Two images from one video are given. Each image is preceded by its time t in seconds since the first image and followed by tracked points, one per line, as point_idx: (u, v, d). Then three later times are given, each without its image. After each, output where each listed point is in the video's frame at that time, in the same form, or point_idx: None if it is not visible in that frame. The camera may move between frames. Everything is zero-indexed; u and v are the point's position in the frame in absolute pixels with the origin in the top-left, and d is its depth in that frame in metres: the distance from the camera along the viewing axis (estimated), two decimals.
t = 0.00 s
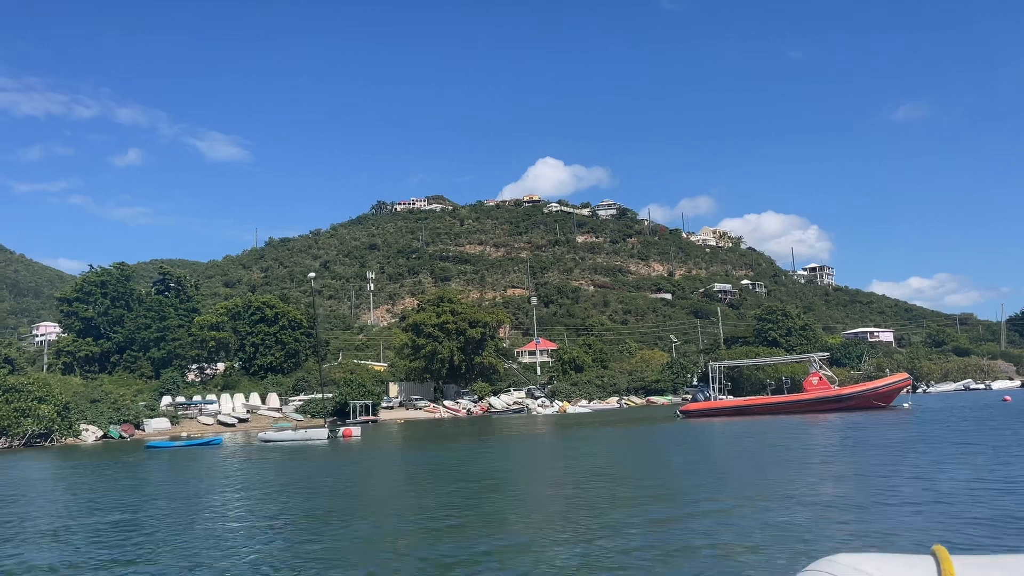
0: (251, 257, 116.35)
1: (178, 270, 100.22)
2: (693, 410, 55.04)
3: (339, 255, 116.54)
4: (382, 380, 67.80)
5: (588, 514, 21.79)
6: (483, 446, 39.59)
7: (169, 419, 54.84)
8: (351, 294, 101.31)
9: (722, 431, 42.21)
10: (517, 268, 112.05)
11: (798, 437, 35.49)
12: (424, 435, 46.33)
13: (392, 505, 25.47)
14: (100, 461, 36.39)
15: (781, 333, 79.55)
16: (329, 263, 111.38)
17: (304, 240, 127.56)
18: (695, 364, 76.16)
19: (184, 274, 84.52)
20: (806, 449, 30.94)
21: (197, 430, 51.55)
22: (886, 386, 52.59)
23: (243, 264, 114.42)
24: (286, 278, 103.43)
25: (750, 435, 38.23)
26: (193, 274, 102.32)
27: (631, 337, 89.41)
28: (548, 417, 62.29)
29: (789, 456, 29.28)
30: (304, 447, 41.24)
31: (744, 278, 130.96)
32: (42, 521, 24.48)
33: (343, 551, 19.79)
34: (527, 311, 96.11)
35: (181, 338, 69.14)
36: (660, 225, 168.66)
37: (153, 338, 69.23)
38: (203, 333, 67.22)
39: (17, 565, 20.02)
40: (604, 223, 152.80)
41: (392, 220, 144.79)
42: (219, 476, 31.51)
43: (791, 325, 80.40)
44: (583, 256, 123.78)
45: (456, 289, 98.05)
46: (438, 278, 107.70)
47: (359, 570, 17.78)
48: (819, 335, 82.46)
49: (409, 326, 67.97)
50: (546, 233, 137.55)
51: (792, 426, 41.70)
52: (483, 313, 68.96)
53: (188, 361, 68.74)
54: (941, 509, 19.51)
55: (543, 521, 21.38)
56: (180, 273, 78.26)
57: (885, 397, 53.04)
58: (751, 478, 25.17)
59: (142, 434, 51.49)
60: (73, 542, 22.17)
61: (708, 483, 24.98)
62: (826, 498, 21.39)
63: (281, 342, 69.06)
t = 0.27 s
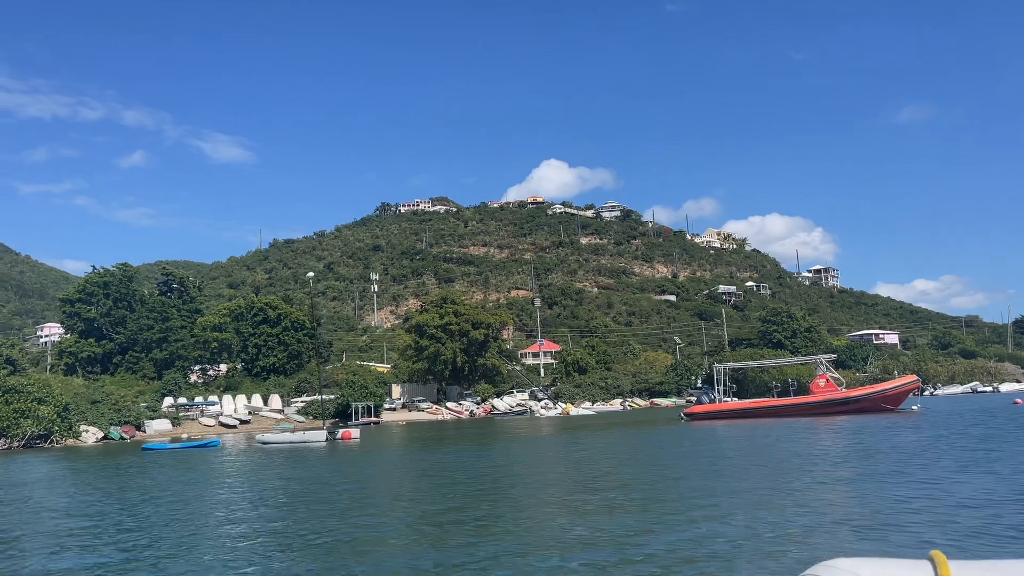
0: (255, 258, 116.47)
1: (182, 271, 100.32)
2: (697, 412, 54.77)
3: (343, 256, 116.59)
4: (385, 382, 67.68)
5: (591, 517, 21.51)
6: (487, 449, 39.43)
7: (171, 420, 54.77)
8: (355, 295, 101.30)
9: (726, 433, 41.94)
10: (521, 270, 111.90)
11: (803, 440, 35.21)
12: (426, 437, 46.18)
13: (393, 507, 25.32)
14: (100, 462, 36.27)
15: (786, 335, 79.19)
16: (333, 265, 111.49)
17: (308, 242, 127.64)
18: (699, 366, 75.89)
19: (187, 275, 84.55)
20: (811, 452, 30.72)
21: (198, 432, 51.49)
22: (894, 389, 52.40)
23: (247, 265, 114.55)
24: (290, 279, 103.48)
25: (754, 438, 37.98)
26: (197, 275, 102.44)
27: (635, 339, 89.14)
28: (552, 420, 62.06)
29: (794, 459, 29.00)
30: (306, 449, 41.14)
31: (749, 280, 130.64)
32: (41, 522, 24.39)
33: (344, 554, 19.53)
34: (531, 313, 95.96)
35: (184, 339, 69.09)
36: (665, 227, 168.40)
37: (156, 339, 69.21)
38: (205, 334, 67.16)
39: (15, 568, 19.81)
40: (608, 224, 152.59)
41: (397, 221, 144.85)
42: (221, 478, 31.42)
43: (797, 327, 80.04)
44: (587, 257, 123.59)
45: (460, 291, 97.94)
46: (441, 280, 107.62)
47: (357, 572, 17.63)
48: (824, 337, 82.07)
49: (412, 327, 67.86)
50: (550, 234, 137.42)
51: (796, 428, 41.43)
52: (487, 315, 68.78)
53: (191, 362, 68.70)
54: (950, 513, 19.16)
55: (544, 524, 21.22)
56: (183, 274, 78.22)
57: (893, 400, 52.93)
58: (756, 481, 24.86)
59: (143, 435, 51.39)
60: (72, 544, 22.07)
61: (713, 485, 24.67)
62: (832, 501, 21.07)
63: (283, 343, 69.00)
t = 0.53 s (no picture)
0: (257, 257, 116.40)
1: (183, 271, 100.25)
2: (700, 412, 54.60)
3: (345, 255, 116.49)
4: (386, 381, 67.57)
5: (591, 517, 21.32)
6: (488, 448, 39.22)
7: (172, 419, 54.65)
8: (356, 294, 101.29)
9: (727, 433, 41.71)
10: (523, 269, 111.68)
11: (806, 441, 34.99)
12: (427, 437, 45.95)
13: (393, 507, 25.20)
14: (98, 462, 36.17)
15: (789, 334, 78.94)
16: (335, 264, 111.43)
17: (310, 241, 127.57)
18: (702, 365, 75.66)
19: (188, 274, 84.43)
20: (812, 453, 30.56)
21: (197, 432, 51.39)
22: (900, 388, 52.10)
23: (249, 264, 114.51)
24: (292, 278, 103.38)
25: (756, 438, 37.78)
26: (198, 274, 102.37)
27: (637, 338, 88.88)
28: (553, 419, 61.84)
29: (797, 460, 28.77)
30: (306, 448, 41.01)
31: (751, 279, 130.33)
32: (37, 522, 24.32)
33: (343, 553, 19.36)
34: (533, 312, 95.80)
35: (184, 338, 69.01)
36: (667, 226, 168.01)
37: (156, 338, 69.09)
38: (205, 333, 67.10)
39: (12, 568, 19.68)
40: (610, 224, 152.26)
41: (398, 220, 144.71)
42: (220, 478, 31.32)
43: (799, 326, 79.74)
44: (589, 256, 123.31)
45: (462, 290, 97.74)
46: (443, 279, 107.45)
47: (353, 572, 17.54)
48: (828, 336, 81.71)
49: (413, 326, 67.69)
50: (552, 234, 137.19)
51: (799, 429, 41.22)
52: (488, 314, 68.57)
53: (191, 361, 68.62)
54: (953, 514, 18.94)
55: (543, 524, 21.08)
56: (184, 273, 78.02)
57: (900, 399, 52.67)
58: (759, 481, 24.65)
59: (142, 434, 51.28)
60: (68, 543, 21.99)
61: (715, 486, 24.44)
62: (835, 502, 20.84)
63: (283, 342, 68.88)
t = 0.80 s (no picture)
0: (249, 253, 115.84)
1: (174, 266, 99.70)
2: (693, 409, 54.55)
3: (337, 251, 116.04)
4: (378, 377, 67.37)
5: (583, 515, 21.08)
6: (480, 445, 39.07)
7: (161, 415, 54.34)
8: (348, 290, 100.93)
9: (720, 430, 41.68)
10: (516, 265, 111.50)
11: (798, 437, 34.98)
12: (419, 433, 45.76)
13: (383, 503, 25.07)
14: (84, 459, 35.73)
15: (782, 330, 79.05)
16: (327, 260, 111.00)
17: (302, 237, 127.03)
18: (695, 362, 75.76)
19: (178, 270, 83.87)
20: (805, 450, 30.53)
21: (186, 429, 51.08)
22: (897, 385, 52.19)
23: (241, 260, 113.96)
24: (284, 275, 102.95)
25: (749, 435, 37.76)
26: (189, 270, 101.76)
27: (630, 334, 88.88)
28: (545, 416, 61.76)
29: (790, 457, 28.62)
30: (296, 445, 40.77)
31: (744, 275, 130.57)
32: (22, 519, 24.09)
33: (332, 551, 19.04)
34: (526, 308, 95.68)
35: (174, 334, 68.60)
36: (660, 222, 168.07)
37: (145, 333, 68.66)
38: (195, 329, 66.72)
39: None
40: (603, 220, 152.23)
41: (391, 216, 144.22)
42: (208, 475, 31.12)
43: (792, 322, 79.88)
44: (582, 252, 123.21)
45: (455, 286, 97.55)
46: (436, 275, 107.20)
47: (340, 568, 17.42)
48: (820, 332, 81.84)
49: (404, 322, 67.46)
50: (545, 230, 137.03)
51: (792, 426, 41.23)
52: (480, 310, 68.37)
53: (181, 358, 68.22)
54: (947, 512, 18.79)
55: (534, 520, 20.99)
56: (174, 268, 77.51)
57: (895, 395, 52.66)
58: (752, 479, 24.46)
59: (130, 431, 50.92)
60: (54, 539, 21.80)
61: (708, 483, 24.24)
62: (828, 500, 20.68)
63: (274, 338, 68.58)
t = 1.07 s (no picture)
0: (226, 246, 114.42)
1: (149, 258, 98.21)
2: (672, 404, 54.64)
3: (316, 244, 114.96)
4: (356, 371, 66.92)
5: (561, 513, 20.84)
6: (459, 440, 38.81)
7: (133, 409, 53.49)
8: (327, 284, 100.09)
9: (698, 426, 41.80)
10: (496, 259, 111.21)
11: (776, 433, 35.12)
12: (397, 428, 45.44)
13: (358, 499, 24.77)
14: (53, 454, 35.04)
15: (761, 326, 79.59)
16: (306, 253, 109.94)
17: (281, 229, 125.69)
18: (674, 357, 76.17)
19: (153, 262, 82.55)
20: (783, 446, 30.65)
21: (159, 423, 50.31)
22: (878, 379, 52.66)
23: (218, 252, 112.54)
24: (262, 267, 101.80)
25: (726, 431, 37.87)
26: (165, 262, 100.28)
27: (610, 329, 89.05)
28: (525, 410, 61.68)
29: (769, 453, 28.58)
30: (272, 441, 40.25)
31: (723, 270, 131.43)
32: None
33: (303, 551, 18.59)
34: (506, 303, 95.53)
35: (148, 327, 67.57)
36: (640, 217, 168.63)
37: (119, 326, 67.56)
38: (170, 322, 65.74)
39: None
40: (584, 214, 152.33)
41: (371, 209, 143.19)
42: (181, 470, 30.62)
43: (771, 318, 80.50)
44: (563, 247, 123.19)
45: (434, 280, 97.08)
46: (416, 269, 106.63)
47: (311, 566, 17.15)
48: (799, 328, 82.51)
49: (383, 316, 67.00)
50: (526, 224, 136.79)
51: (770, 422, 41.44)
52: (459, 304, 68.05)
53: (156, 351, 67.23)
54: (922, 510, 18.75)
55: (510, 516, 20.85)
56: (148, 260, 76.28)
57: (876, 389, 53.00)
58: (729, 476, 24.37)
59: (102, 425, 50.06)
60: (17, 537, 21.30)
61: (686, 481, 24.06)
62: (805, 498, 20.61)
63: (251, 332, 67.80)
